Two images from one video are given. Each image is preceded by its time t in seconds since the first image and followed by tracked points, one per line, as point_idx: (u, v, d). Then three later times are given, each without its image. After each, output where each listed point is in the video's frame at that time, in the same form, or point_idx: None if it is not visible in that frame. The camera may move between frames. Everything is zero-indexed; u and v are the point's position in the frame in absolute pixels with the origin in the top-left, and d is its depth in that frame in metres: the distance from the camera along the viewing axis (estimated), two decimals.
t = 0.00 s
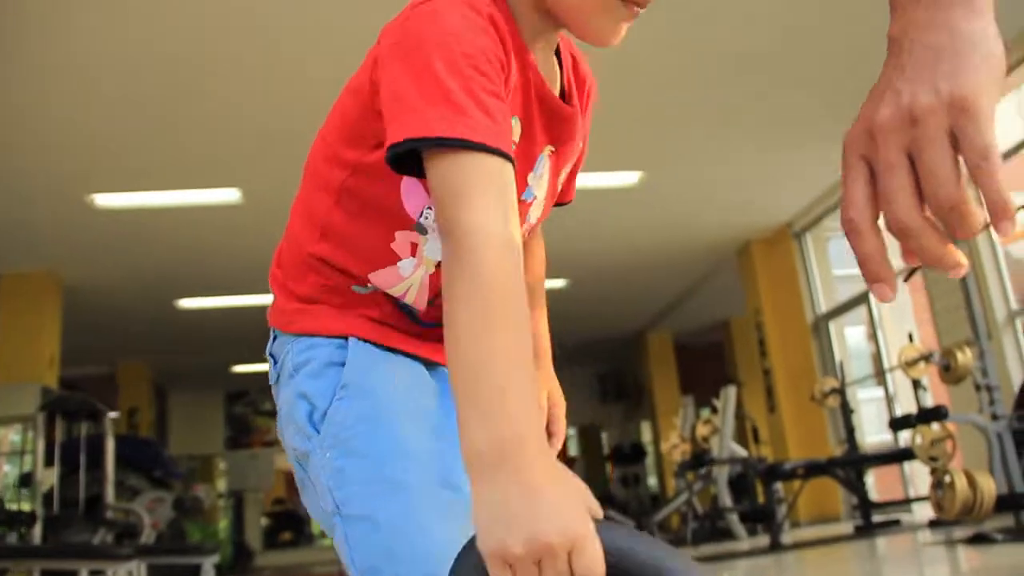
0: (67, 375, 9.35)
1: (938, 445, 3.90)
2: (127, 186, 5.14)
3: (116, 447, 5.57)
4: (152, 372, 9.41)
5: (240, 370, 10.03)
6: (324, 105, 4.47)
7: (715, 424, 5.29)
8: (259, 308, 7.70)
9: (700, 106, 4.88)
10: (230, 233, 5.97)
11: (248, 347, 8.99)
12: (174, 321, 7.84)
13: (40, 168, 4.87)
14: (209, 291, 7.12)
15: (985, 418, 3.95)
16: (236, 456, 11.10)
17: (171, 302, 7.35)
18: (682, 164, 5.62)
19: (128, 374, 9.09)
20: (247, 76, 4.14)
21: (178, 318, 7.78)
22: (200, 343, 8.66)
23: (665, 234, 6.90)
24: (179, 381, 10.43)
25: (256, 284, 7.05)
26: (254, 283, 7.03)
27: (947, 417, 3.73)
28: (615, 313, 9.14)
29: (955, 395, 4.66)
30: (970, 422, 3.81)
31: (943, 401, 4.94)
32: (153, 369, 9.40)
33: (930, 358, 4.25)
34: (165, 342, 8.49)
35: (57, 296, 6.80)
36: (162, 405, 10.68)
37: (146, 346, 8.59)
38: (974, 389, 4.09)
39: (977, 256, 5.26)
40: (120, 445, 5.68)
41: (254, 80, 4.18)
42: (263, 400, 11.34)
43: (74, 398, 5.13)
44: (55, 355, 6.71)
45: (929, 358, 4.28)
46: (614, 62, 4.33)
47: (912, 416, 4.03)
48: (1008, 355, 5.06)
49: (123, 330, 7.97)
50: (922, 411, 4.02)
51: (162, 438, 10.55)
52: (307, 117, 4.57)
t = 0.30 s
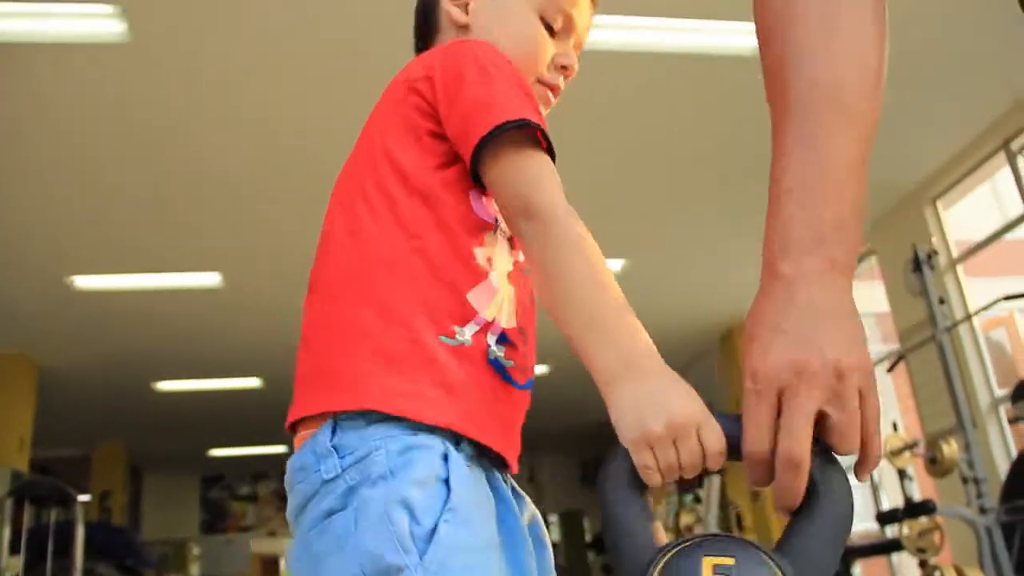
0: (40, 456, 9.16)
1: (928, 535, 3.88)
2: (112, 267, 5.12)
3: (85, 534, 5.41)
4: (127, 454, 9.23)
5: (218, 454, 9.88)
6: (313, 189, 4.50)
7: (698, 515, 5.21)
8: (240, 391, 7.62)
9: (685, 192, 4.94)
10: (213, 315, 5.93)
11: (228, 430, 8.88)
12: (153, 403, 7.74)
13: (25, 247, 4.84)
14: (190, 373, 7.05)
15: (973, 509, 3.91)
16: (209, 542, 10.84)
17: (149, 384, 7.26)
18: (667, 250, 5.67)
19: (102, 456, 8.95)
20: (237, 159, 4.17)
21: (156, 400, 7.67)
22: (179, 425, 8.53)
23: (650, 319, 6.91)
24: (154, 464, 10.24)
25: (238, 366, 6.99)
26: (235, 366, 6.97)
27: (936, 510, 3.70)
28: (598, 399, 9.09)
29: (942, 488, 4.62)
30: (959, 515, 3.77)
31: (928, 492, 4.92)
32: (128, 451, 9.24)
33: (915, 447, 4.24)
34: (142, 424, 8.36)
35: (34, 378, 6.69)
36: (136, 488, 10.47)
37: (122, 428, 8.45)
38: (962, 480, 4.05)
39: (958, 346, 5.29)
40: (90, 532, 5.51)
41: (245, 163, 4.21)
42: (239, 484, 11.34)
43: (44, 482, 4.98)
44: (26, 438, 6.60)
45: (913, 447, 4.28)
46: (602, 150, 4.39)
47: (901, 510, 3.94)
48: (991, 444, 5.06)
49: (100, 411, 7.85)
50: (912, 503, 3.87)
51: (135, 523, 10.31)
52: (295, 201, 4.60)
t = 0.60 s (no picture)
0: (23, 497, 9.06)
1: None
2: (98, 308, 5.08)
3: None
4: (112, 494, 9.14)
5: (204, 493, 9.78)
6: (302, 229, 4.49)
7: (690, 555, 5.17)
8: (228, 430, 7.56)
9: (674, 230, 4.94)
10: (202, 354, 5.90)
11: (215, 470, 8.79)
12: (139, 443, 7.66)
13: (10, 288, 4.80)
14: (177, 413, 6.99)
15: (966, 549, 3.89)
16: None
17: (135, 424, 7.19)
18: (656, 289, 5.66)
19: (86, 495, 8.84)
20: (226, 200, 4.15)
21: (143, 440, 7.60)
22: (165, 465, 8.45)
23: (639, 356, 6.90)
24: (139, 503, 10.12)
25: (226, 406, 6.94)
26: (222, 407, 6.91)
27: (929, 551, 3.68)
28: (588, 436, 9.05)
29: (935, 527, 4.61)
30: (952, 555, 3.75)
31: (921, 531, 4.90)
32: (113, 490, 9.15)
33: (907, 485, 4.22)
34: (128, 464, 8.27)
35: (17, 418, 6.61)
36: (121, 528, 10.35)
37: (107, 468, 8.36)
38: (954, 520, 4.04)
39: (948, 384, 5.30)
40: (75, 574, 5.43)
41: (233, 204, 4.19)
42: (225, 525, 11.15)
43: (29, 524, 4.91)
44: (9, 479, 6.48)
45: (905, 485, 4.26)
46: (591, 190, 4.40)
47: (894, 550, 3.89)
48: (983, 480, 5.05)
49: (85, 451, 7.77)
50: (905, 544, 3.82)
51: (120, 565, 10.17)
52: (284, 241, 4.58)
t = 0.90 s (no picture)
0: (13, 490, 9.05)
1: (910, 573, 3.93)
2: (91, 302, 5.07)
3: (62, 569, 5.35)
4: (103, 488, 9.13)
5: (196, 488, 9.77)
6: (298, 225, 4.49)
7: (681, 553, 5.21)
8: (220, 426, 7.57)
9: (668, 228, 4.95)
10: (194, 350, 5.90)
11: (207, 464, 8.79)
12: (131, 437, 7.65)
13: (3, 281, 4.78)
14: (169, 408, 6.99)
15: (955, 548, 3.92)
16: None
17: (127, 418, 7.19)
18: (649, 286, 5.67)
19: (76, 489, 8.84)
20: (221, 194, 4.14)
21: (134, 434, 7.60)
22: (156, 460, 8.46)
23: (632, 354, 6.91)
24: (130, 498, 10.13)
25: (219, 402, 6.95)
26: (215, 401, 6.91)
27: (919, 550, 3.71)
28: (580, 434, 9.10)
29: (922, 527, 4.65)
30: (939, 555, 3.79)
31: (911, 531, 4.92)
32: (104, 484, 9.15)
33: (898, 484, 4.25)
34: (120, 458, 8.27)
35: (8, 411, 6.60)
36: (111, 522, 10.33)
37: (100, 462, 8.36)
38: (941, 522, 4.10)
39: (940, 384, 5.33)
40: (68, 568, 5.45)
41: (229, 199, 4.19)
42: (217, 518, 11.18)
43: (21, 518, 4.92)
44: None
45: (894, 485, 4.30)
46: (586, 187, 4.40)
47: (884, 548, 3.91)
48: (974, 480, 5.07)
49: (76, 445, 7.77)
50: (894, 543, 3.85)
51: (111, 558, 10.16)
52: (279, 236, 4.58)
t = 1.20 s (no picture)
0: (16, 481, 9.08)
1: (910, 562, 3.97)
2: (92, 295, 5.10)
3: (65, 561, 5.38)
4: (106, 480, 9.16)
5: (199, 480, 9.81)
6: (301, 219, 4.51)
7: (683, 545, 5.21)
8: (223, 418, 7.59)
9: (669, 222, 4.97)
10: (196, 343, 5.93)
11: (211, 456, 8.83)
12: (134, 429, 7.69)
13: (6, 275, 4.81)
14: (171, 400, 7.02)
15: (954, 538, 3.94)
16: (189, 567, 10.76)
17: (130, 410, 7.21)
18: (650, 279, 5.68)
19: (80, 480, 8.88)
20: (223, 189, 4.16)
21: (137, 426, 7.63)
22: (159, 452, 8.48)
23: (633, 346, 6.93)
24: (134, 489, 10.16)
25: (222, 394, 6.98)
26: (218, 394, 6.94)
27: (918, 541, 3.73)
28: (583, 425, 9.11)
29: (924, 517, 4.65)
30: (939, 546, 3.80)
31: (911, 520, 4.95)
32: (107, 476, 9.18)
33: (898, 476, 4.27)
34: (123, 449, 8.29)
35: (12, 403, 6.63)
36: (115, 513, 10.37)
37: (103, 454, 8.39)
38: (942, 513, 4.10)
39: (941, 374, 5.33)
40: (71, 560, 5.48)
41: (231, 193, 4.21)
42: (220, 509, 11.21)
43: (24, 509, 4.95)
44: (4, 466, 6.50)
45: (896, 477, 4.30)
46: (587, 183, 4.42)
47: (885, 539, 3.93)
48: (975, 471, 5.08)
49: (79, 437, 7.79)
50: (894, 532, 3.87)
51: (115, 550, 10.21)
52: (281, 230, 4.60)
